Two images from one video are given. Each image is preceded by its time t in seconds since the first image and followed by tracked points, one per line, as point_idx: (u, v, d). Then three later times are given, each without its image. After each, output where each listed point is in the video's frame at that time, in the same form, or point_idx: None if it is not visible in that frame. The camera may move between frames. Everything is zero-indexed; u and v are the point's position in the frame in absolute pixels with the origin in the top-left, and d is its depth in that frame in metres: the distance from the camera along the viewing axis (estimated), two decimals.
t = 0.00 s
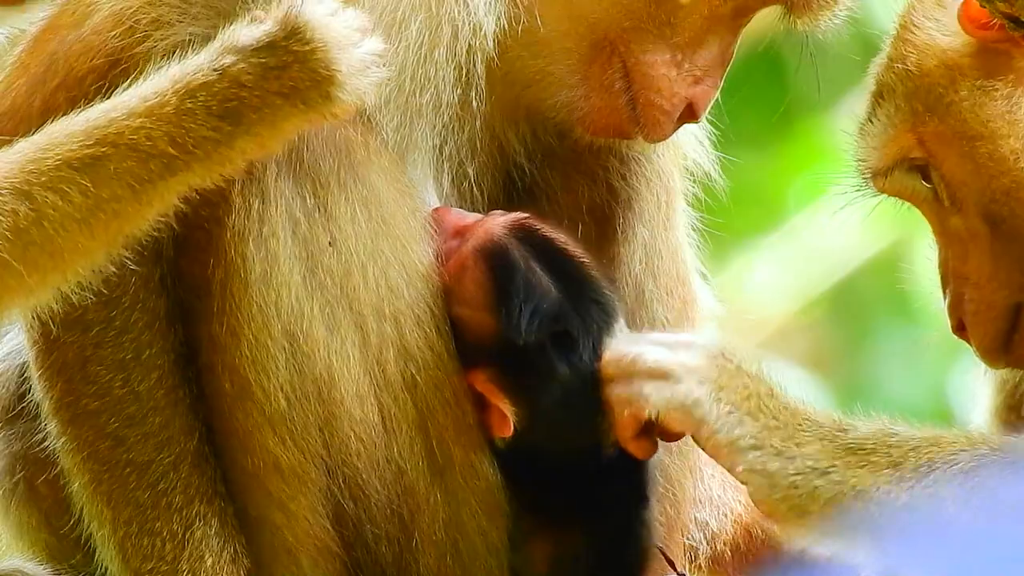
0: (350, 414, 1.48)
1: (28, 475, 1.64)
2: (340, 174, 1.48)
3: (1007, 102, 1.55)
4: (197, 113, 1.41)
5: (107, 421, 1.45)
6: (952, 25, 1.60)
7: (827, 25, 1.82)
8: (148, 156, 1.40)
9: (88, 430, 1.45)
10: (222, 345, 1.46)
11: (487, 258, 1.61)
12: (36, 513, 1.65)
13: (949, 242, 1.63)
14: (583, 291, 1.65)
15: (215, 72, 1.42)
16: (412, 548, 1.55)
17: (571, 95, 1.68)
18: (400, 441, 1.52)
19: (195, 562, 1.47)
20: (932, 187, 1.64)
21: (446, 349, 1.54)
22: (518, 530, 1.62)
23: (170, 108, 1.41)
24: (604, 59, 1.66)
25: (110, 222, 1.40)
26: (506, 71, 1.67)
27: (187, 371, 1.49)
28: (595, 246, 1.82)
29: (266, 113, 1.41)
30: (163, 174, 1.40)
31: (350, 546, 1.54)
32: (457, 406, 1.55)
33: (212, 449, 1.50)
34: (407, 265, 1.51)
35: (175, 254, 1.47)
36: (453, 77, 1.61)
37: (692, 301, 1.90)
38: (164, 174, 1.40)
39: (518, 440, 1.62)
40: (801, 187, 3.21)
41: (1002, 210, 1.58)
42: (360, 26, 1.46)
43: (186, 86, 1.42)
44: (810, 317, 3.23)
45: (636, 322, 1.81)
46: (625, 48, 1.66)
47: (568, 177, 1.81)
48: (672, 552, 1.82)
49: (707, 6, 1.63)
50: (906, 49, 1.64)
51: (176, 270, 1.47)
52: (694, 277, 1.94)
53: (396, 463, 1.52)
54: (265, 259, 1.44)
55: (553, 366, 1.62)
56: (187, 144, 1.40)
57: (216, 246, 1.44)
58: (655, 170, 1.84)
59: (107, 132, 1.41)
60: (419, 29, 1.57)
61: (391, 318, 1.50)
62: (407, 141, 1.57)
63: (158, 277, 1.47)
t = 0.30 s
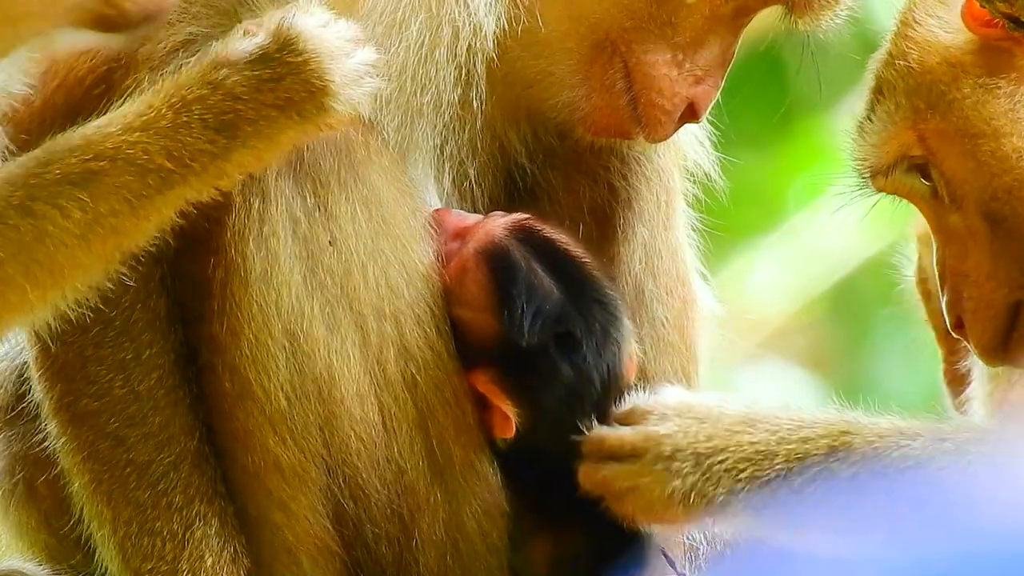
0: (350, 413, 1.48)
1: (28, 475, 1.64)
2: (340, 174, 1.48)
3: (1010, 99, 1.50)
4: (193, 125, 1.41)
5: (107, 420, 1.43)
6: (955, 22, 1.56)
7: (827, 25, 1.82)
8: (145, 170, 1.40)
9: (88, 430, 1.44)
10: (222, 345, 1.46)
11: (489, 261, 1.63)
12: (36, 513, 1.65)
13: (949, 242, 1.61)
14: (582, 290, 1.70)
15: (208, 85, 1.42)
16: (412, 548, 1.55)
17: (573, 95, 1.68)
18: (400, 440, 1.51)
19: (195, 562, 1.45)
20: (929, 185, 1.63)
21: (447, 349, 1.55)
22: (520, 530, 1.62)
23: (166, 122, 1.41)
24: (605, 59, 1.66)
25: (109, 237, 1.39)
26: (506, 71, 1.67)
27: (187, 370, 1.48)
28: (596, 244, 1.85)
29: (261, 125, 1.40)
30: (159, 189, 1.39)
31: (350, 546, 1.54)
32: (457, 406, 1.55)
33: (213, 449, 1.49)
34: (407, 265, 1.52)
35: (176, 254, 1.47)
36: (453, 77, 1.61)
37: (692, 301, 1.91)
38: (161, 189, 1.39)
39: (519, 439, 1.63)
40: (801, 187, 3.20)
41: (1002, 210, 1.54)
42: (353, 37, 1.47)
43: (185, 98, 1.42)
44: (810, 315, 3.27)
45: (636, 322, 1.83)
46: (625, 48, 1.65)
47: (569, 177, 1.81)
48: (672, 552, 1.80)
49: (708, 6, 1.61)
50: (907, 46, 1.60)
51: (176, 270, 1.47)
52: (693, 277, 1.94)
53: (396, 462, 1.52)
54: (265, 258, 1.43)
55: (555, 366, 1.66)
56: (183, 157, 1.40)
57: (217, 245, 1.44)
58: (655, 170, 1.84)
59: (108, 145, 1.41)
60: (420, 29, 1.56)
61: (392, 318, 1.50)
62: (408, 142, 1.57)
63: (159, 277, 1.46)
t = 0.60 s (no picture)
0: (350, 412, 1.47)
1: (28, 475, 1.63)
2: (341, 174, 1.47)
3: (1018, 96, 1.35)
4: (195, 137, 1.40)
5: (109, 420, 1.43)
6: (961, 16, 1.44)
7: (833, 30, 1.82)
8: (149, 183, 1.38)
9: (90, 429, 1.43)
10: (223, 343, 1.45)
11: (492, 263, 1.64)
12: (35, 512, 1.65)
13: (946, 232, 1.51)
14: (584, 291, 1.71)
15: (210, 98, 1.41)
16: (412, 548, 1.54)
17: (579, 99, 1.68)
18: (401, 440, 1.51)
19: (195, 562, 1.45)
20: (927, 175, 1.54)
21: (448, 349, 1.55)
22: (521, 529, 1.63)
23: (169, 134, 1.39)
24: (611, 63, 1.66)
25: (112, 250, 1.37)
26: (512, 74, 1.67)
27: (187, 371, 1.47)
28: (597, 246, 1.85)
29: (264, 136, 1.39)
30: (162, 202, 1.38)
31: (350, 545, 1.53)
32: (458, 405, 1.54)
33: (214, 449, 1.48)
34: (407, 264, 1.51)
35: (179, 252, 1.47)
36: (459, 81, 1.61)
37: (692, 299, 1.93)
38: (164, 201, 1.38)
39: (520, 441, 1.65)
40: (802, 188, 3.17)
41: (1004, 207, 1.41)
42: (353, 45, 1.45)
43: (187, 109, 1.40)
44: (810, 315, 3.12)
45: (637, 319, 1.85)
46: (632, 51, 1.65)
47: (570, 180, 1.81)
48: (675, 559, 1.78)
49: (714, 8, 1.61)
50: (913, 40, 1.48)
51: (179, 268, 1.47)
52: (693, 277, 1.96)
53: (397, 462, 1.51)
54: (265, 256, 1.42)
55: (557, 369, 1.68)
56: (186, 170, 1.39)
57: (219, 244, 1.44)
58: (656, 172, 1.84)
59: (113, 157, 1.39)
60: (425, 32, 1.55)
61: (392, 316, 1.49)
62: (411, 144, 1.57)
63: (160, 276, 1.46)
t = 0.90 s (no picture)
0: (350, 412, 1.47)
1: (29, 474, 1.63)
2: (341, 173, 1.47)
3: None
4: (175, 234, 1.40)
5: (110, 419, 1.43)
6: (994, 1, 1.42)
7: (833, 30, 1.82)
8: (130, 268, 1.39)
9: (91, 429, 1.43)
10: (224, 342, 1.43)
11: (493, 264, 1.61)
12: (36, 511, 1.65)
13: (950, 218, 1.54)
14: (585, 292, 1.64)
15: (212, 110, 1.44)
16: (412, 544, 1.56)
17: (579, 100, 1.69)
18: (401, 440, 1.51)
19: (195, 562, 1.45)
20: (935, 158, 1.54)
21: (449, 349, 1.55)
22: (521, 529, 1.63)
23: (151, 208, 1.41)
24: (612, 64, 1.65)
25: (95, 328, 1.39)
26: (513, 75, 1.67)
27: (187, 370, 1.47)
28: (596, 245, 1.83)
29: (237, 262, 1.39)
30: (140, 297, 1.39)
31: (350, 545, 1.54)
32: (458, 405, 1.55)
33: (214, 448, 1.48)
34: (408, 264, 1.51)
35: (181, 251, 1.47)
36: (461, 81, 1.61)
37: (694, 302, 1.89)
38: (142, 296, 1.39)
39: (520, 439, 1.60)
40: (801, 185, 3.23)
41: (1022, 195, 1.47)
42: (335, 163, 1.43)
43: (185, 124, 1.43)
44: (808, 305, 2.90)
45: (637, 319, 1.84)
46: (633, 52, 1.64)
47: (568, 180, 1.81)
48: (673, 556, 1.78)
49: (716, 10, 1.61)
50: (936, 23, 1.47)
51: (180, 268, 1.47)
52: (693, 278, 1.93)
53: (397, 461, 1.51)
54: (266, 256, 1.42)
55: (559, 371, 1.60)
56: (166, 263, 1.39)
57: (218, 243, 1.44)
58: (655, 171, 1.84)
59: (109, 165, 1.41)
60: (428, 33, 1.55)
61: (392, 316, 1.49)
62: (411, 144, 1.56)
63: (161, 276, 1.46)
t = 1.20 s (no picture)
0: (351, 413, 1.47)
1: (29, 472, 1.63)
2: (341, 174, 1.47)
3: None
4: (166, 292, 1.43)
5: (113, 418, 1.43)
6: None
7: (834, 31, 1.81)
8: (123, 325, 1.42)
9: (93, 428, 1.43)
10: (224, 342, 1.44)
11: (493, 265, 1.59)
12: (36, 511, 1.65)
13: (966, 179, 1.55)
14: (587, 294, 1.63)
15: (212, 113, 1.45)
16: (412, 547, 1.55)
17: (581, 101, 1.68)
18: (401, 440, 1.51)
19: (195, 563, 1.44)
20: (959, 121, 1.56)
21: (450, 350, 1.55)
22: (521, 530, 1.62)
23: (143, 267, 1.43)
24: (613, 65, 1.65)
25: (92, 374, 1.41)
26: (513, 76, 1.67)
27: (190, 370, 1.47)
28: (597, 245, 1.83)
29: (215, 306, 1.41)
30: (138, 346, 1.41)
31: (350, 546, 1.53)
32: (458, 406, 1.55)
33: (214, 448, 1.49)
34: (408, 265, 1.51)
35: (180, 251, 1.47)
36: (462, 81, 1.61)
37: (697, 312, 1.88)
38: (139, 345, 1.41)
39: (521, 441, 1.60)
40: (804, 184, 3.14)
41: None
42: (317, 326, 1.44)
43: (185, 125, 1.43)
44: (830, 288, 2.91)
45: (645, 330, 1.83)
46: (634, 53, 1.64)
47: (569, 180, 1.81)
48: (672, 554, 1.78)
49: (717, 11, 1.61)
50: None
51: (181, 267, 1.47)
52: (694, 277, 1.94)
53: (397, 462, 1.51)
54: (266, 258, 1.43)
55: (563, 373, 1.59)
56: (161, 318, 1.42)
57: (218, 243, 1.44)
58: (655, 172, 1.85)
59: (109, 164, 1.41)
60: (430, 34, 1.54)
61: (392, 317, 1.49)
62: (411, 146, 1.57)
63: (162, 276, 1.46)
